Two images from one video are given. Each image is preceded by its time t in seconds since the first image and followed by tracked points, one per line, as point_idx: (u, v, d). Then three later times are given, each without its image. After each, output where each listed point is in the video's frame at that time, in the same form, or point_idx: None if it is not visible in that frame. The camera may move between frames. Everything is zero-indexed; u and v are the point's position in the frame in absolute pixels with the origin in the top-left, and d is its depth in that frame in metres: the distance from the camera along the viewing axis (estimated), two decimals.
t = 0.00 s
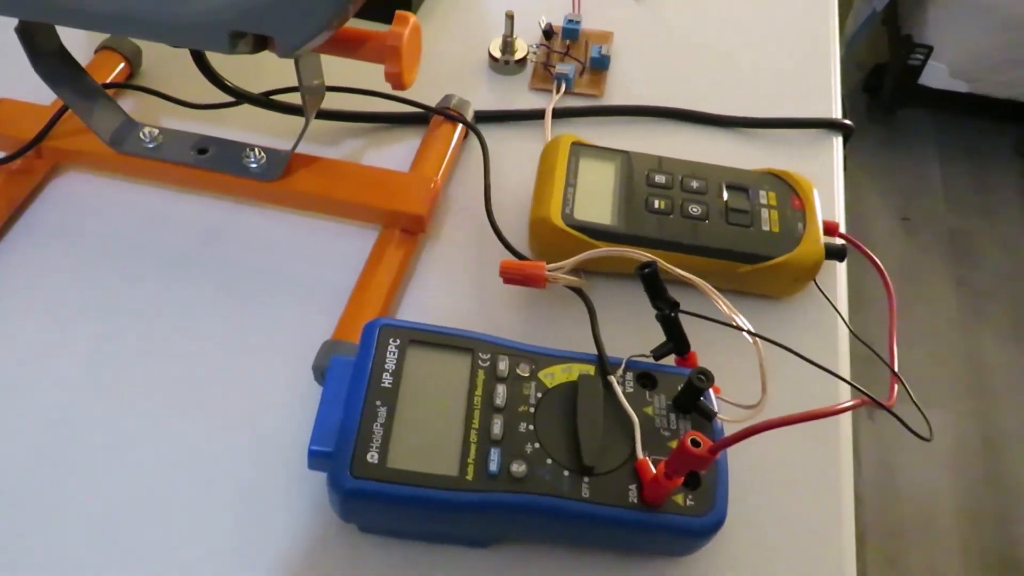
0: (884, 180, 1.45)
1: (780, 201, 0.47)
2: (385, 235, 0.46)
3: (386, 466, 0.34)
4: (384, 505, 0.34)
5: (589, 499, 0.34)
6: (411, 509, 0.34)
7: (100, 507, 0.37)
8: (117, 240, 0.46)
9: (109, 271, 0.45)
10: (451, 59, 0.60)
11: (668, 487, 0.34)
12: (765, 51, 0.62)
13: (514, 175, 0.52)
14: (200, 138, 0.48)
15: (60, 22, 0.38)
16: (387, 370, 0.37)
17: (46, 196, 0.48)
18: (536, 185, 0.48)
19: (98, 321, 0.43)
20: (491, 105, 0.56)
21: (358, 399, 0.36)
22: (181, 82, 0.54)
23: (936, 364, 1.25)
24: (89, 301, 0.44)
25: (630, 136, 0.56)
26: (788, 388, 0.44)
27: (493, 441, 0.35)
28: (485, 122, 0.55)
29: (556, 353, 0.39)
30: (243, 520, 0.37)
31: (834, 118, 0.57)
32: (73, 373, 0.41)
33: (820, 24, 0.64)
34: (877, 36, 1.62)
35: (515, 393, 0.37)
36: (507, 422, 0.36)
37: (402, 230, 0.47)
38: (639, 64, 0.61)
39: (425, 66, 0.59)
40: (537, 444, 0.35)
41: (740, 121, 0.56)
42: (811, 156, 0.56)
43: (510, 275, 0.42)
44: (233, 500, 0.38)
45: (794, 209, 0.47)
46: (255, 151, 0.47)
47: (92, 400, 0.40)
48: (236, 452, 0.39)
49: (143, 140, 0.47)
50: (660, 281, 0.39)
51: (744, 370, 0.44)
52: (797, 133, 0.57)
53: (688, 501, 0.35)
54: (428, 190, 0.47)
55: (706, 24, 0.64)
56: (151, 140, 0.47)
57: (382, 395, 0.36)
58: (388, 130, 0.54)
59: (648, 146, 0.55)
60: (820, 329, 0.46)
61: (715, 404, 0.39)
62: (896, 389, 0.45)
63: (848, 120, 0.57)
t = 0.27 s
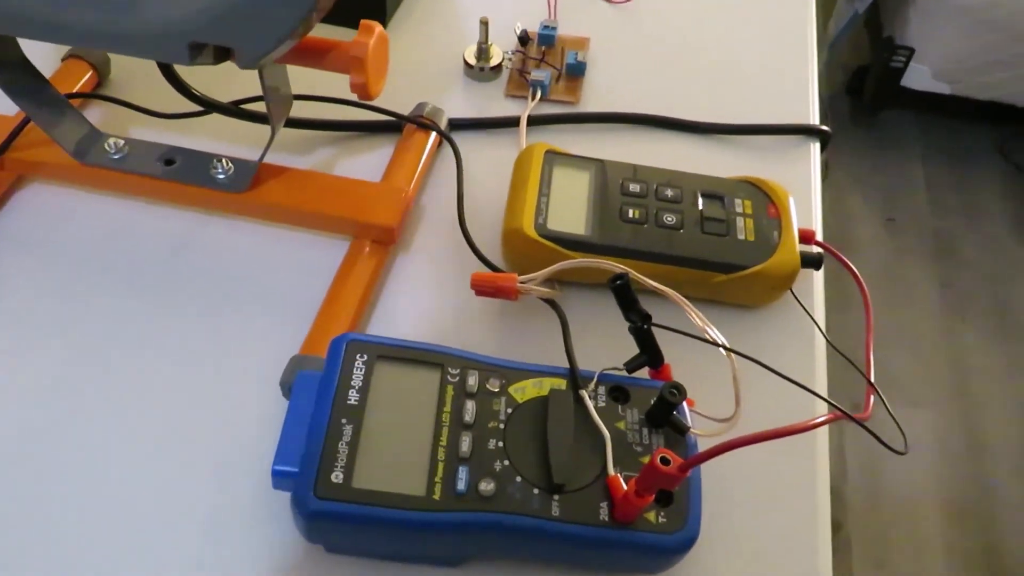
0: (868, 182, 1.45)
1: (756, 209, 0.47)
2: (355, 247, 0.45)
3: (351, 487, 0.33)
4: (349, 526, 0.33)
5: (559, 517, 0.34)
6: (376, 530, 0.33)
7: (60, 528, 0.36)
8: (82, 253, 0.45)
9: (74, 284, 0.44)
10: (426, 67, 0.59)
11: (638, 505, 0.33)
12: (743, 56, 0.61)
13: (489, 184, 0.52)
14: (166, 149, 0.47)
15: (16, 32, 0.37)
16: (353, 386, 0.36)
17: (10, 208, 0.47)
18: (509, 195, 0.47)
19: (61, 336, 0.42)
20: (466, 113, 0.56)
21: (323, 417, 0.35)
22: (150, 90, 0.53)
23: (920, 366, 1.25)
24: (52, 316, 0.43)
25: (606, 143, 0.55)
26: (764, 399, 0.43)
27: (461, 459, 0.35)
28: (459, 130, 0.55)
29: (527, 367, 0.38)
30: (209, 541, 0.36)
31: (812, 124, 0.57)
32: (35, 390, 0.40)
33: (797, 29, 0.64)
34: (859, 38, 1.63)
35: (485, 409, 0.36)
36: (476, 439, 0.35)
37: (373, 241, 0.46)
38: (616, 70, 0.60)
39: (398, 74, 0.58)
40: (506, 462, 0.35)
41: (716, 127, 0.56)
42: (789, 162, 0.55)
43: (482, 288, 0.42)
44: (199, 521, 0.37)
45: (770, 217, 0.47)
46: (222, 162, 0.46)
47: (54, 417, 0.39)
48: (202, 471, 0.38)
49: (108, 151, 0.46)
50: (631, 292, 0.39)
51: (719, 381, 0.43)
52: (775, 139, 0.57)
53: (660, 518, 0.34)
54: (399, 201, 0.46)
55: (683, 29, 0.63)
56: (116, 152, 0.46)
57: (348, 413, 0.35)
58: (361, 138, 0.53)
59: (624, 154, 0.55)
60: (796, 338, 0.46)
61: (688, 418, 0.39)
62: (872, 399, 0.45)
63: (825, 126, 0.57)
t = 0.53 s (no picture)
0: (867, 190, 1.44)
1: (736, 229, 0.46)
2: (326, 261, 0.44)
3: (306, 513, 0.32)
4: (302, 553, 0.32)
5: (519, 547, 0.33)
6: (330, 557, 0.32)
7: (14, 546, 0.36)
8: (50, 261, 0.45)
9: (40, 292, 0.43)
10: (409, 75, 0.58)
11: (599, 538, 0.32)
12: (731, 69, 0.61)
13: (468, 196, 0.51)
14: (137, 156, 0.46)
15: None
16: (313, 408, 0.35)
17: None
18: (485, 209, 0.47)
19: (24, 346, 0.41)
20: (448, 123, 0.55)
21: (280, 439, 0.34)
22: (126, 95, 0.53)
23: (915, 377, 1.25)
24: (16, 325, 0.42)
25: (589, 156, 0.54)
26: (739, 425, 0.42)
27: (421, 486, 0.34)
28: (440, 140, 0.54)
29: (494, 390, 0.38)
30: (165, 562, 0.36)
31: (800, 140, 0.56)
32: None
33: (789, 41, 0.63)
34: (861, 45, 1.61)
35: (447, 433, 0.35)
36: (436, 465, 0.34)
37: (345, 255, 0.45)
38: (602, 81, 0.59)
39: (381, 82, 0.57)
40: (467, 489, 0.34)
41: (702, 142, 0.55)
42: (774, 179, 0.55)
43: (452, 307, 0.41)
44: (156, 540, 0.36)
45: (750, 238, 0.46)
46: (192, 171, 0.45)
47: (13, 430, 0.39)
48: (162, 487, 0.37)
49: (77, 158, 0.45)
50: (602, 315, 0.38)
51: (693, 405, 0.43)
52: (761, 155, 0.56)
53: (623, 550, 0.34)
54: (372, 214, 0.45)
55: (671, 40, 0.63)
56: (86, 159, 0.45)
57: (306, 436, 0.34)
58: (339, 147, 0.52)
59: (607, 169, 0.54)
60: (775, 361, 0.45)
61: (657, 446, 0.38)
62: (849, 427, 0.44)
63: (813, 142, 0.56)
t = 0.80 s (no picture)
0: (882, 212, 1.44)
1: (721, 263, 0.45)
2: (302, 275, 0.44)
3: (252, 540, 0.32)
4: None
5: None
6: None
7: None
8: (27, 260, 0.44)
9: (14, 292, 0.43)
10: (406, 87, 0.58)
11: None
12: (733, 94, 0.60)
13: (453, 214, 0.50)
14: (121, 160, 0.46)
15: None
16: (269, 431, 0.35)
17: None
18: (467, 230, 0.46)
19: None
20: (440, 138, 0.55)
21: (233, 462, 0.34)
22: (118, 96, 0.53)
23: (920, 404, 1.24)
24: None
25: (582, 177, 0.54)
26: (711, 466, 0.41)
27: (372, 517, 0.33)
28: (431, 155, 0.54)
29: (456, 421, 0.37)
30: None
31: (799, 171, 0.55)
32: None
33: (796, 67, 0.62)
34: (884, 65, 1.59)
35: (404, 464, 0.35)
36: (389, 496, 0.34)
37: (322, 270, 0.45)
38: (600, 101, 0.59)
39: (376, 93, 0.57)
40: (419, 522, 0.33)
41: (698, 169, 0.54)
42: (770, 210, 0.53)
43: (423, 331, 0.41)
44: (107, 554, 0.36)
45: (735, 273, 0.45)
46: (173, 178, 0.45)
47: None
48: (119, 499, 0.37)
49: (61, 160, 0.45)
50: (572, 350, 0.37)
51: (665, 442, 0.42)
52: (759, 184, 0.55)
53: None
54: (352, 230, 0.45)
55: (674, 62, 0.62)
56: (69, 160, 0.45)
57: (259, 460, 0.34)
58: (328, 158, 0.52)
59: (599, 192, 0.53)
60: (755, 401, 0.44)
61: (621, 487, 0.37)
62: (822, 475, 0.44)
63: (812, 174, 0.55)
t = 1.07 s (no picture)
0: (904, 233, 1.43)
1: (697, 295, 0.44)
2: (271, 292, 0.44)
3: (187, 566, 0.32)
4: None
5: None
6: None
7: None
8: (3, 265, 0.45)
9: None
10: (397, 99, 0.58)
11: None
12: (729, 117, 0.59)
13: (432, 232, 0.50)
14: (99, 169, 0.46)
15: None
16: (214, 454, 0.34)
17: None
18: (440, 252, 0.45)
19: None
20: (427, 153, 0.54)
21: (175, 485, 0.33)
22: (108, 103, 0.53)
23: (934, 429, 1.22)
24: None
25: (567, 197, 0.53)
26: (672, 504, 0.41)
27: (310, 548, 0.33)
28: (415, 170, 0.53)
29: (407, 450, 0.36)
30: None
31: (792, 199, 0.54)
32: None
33: (797, 91, 0.61)
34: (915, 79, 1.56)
35: (349, 493, 0.34)
36: (330, 527, 0.33)
37: (292, 287, 0.45)
38: (593, 119, 0.58)
39: (367, 105, 0.57)
40: (358, 555, 0.33)
41: (686, 192, 0.53)
42: (759, 238, 0.52)
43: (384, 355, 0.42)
44: (53, 567, 0.36)
45: (711, 305, 0.43)
46: (148, 191, 0.45)
47: None
48: (71, 512, 0.37)
49: (40, 168, 0.46)
50: (528, 383, 0.37)
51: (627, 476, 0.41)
52: (750, 211, 0.53)
53: None
54: (323, 248, 0.45)
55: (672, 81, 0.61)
56: (48, 169, 0.45)
57: (202, 483, 0.34)
58: (311, 171, 0.52)
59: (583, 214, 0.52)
60: (725, 439, 0.43)
61: (573, 526, 0.36)
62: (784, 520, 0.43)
63: (807, 203, 0.53)
